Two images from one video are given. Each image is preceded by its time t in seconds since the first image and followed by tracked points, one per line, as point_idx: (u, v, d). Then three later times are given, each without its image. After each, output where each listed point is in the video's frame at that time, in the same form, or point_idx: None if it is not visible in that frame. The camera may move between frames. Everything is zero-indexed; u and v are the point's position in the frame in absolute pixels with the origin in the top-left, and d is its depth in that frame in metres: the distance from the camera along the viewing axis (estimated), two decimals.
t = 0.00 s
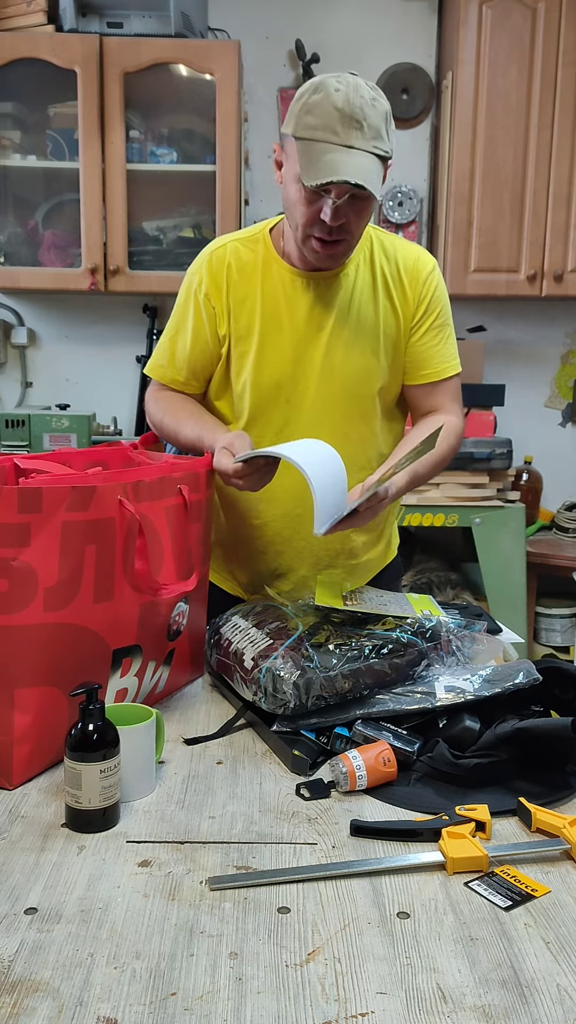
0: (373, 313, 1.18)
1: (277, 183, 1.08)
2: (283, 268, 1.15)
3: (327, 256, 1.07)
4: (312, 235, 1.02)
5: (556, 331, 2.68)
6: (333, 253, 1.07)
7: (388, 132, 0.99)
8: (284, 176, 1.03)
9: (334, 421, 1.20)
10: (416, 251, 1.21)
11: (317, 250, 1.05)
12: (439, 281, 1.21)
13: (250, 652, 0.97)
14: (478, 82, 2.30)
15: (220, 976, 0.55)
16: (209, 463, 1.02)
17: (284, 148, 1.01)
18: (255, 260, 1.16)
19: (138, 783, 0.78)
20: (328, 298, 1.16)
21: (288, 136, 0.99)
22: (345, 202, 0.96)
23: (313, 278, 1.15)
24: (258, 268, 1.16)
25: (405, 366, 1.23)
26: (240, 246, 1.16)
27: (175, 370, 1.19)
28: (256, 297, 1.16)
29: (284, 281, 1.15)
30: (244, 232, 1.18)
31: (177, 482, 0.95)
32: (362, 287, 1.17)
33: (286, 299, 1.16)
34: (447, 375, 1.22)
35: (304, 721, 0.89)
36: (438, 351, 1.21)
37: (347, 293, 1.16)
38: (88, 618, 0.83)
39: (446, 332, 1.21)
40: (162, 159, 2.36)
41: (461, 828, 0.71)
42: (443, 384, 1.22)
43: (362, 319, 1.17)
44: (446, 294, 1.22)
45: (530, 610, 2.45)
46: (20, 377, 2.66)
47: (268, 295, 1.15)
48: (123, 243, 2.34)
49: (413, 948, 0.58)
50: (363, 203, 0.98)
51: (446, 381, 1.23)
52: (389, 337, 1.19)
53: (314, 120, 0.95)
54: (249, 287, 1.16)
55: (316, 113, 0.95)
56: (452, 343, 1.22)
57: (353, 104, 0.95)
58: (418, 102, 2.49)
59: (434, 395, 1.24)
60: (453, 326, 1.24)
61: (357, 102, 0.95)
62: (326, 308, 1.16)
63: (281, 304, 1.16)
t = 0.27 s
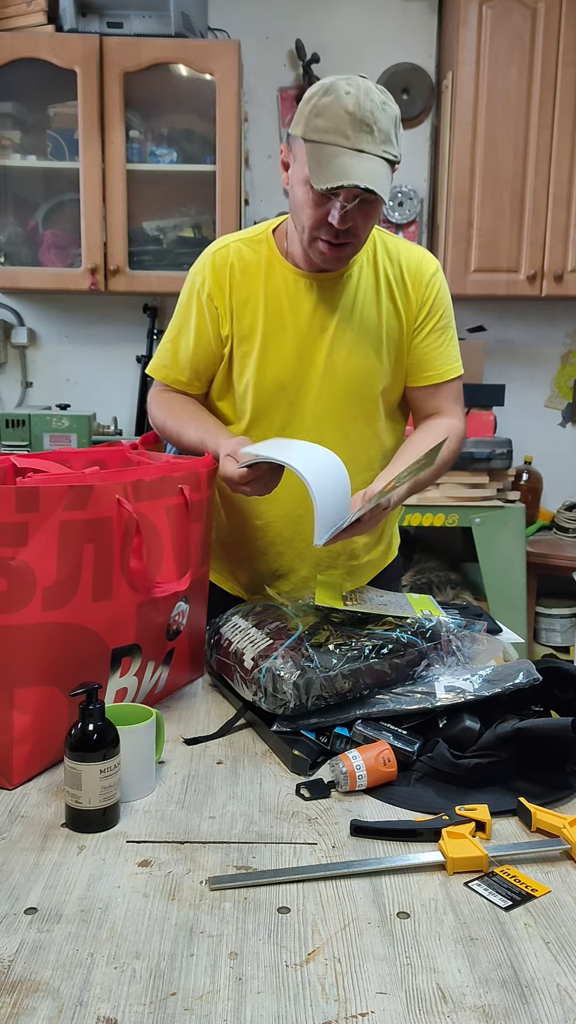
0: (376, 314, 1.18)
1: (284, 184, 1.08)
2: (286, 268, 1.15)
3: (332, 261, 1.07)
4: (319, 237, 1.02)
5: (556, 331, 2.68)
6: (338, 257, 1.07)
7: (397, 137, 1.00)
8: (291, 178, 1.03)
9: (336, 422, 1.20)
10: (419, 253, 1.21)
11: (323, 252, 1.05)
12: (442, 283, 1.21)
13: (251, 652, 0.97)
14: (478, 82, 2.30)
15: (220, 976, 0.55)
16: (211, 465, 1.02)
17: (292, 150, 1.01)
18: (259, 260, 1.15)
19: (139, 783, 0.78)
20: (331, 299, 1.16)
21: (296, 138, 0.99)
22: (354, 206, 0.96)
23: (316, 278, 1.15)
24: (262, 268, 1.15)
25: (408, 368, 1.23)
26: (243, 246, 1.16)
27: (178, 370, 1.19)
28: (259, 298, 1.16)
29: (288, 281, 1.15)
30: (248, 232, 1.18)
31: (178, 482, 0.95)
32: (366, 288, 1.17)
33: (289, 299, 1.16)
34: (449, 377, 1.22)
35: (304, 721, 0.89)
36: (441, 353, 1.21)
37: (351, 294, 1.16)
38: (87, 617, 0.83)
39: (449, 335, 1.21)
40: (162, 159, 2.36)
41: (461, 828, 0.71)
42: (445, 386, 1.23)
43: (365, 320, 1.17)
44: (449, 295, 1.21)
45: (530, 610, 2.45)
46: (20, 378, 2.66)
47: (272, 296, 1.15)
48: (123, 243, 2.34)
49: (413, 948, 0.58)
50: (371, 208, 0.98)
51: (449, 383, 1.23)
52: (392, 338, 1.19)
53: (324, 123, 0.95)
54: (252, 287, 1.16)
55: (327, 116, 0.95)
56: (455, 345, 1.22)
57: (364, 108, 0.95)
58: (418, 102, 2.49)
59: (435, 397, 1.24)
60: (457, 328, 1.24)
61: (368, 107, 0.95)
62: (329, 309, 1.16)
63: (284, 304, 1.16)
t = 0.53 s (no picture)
0: (378, 314, 1.18)
1: (285, 184, 1.08)
2: (288, 268, 1.15)
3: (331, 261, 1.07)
4: (319, 238, 1.02)
5: (556, 331, 2.68)
6: (339, 257, 1.07)
7: (399, 139, 1.00)
8: (293, 178, 1.03)
9: (338, 422, 1.20)
10: (420, 253, 1.21)
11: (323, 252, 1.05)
12: (444, 283, 1.20)
13: (251, 652, 0.97)
14: (478, 82, 2.30)
15: (220, 976, 0.55)
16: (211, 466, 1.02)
17: (294, 150, 1.01)
18: (261, 260, 1.15)
19: (139, 783, 0.78)
20: (333, 300, 1.16)
21: (298, 139, 0.99)
22: (354, 208, 0.96)
23: (318, 279, 1.14)
24: (264, 268, 1.15)
25: (409, 369, 1.23)
26: (245, 246, 1.16)
27: (179, 370, 1.19)
28: (261, 298, 1.16)
29: (290, 281, 1.15)
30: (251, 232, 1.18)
31: (180, 482, 0.95)
32: (367, 288, 1.17)
33: (290, 299, 1.15)
34: (450, 378, 1.22)
35: (304, 721, 0.89)
36: (442, 354, 1.21)
37: (352, 295, 1.16)
38: (88, 618, 0.83)
39: (450, 335, 1.21)
40: (162, 159, 2.36)
41: (461, 828, 0.71)
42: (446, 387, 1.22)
43: (366, 320, 1.17)
44: (450, 296, 1.21)
45: (530, 610, 2.44)
46: (20, 378, 2.66)
47: (273, 296, 1.15)
48: (123, 243, 2.34)
49: (414, 948, 0.58)
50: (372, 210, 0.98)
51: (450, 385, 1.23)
52: (393, 340, 1.19)
53: (326, 124, 0.95)
54: (254, 287, 1.16)
55: (328, 117, 0.95)
56: (457, 346, 1.22)
57: (365, 109, 0.95)
58: (418, 102, 2.49)
59: (436, 398, 1.24)
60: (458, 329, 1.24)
61: (369, 108, 0.95)
62: (331, 309, 1.16)
63: (286, 304, 1.16)
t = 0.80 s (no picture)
0: (378, 315, 1.18)
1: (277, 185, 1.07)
2: (289, 268, 1.15)
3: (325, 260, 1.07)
4: (308, 238, 1.02)
5: (556, 331, 2.68)
6: (332, 257, 1.07)
7: (382, 135, 0.99)
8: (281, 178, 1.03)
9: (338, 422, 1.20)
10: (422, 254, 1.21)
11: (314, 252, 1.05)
12: (445, 283, 1.20)
13: (250, 652, 0.97)
14: (478, 82, 2.30)
15: (220, 976, 0.55)
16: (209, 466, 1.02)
17: (280, 153, 1.01)
18: (262, 261, 1.15)
19: (138, 783, 0.78)
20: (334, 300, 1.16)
21: (282, 143, 1.00)
22: (337, 207, 0.96)
23: (318, 279, 1.14)
24: (265, 268, 1.15)
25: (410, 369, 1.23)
26: (246, 246, 1.16)
27: (181, 370, 1.18)
28: (261, 298, 1.16)
29: (291, 282, 1.15)
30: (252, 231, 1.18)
31: (180, 482, 0.95)
32: (367, 289, 1.17)
33: (291, 299, 1.16)
34: (451, 378, 1.22)
35: (304, 721, 0.89)
36: (442, 355, 1.20)
37: (353, 295, 1.16)
38: (88, 617, 0.83)
39: (451, 335, 1.21)
40: (162, 159, 2.36)
41: (461, 828, 0.71)
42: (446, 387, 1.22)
43: (366, 321, 1.17)
44: (451, 297, 1.21)
45: (530, 610, 2.44)
46: (20, 378, 2.66)
47: (274, 296, 1.16)
48: (123, 243, 2.34)
49: (414, 948, 0.58)
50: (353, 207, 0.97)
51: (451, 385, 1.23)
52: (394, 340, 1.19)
53: (303, 125, 0.96)
54: (255, 287, 1.16)
55: (305, 118, 0.96)
56: (458, 346, 1.22)
57: (342, 108, 0.95)
58: (418, 102, 2.49)
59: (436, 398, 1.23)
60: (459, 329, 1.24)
61: (346, 107, 0.95)
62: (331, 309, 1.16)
63: (286, 304, 1.16)
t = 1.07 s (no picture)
0: (377, 314, 1.18)
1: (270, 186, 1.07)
2: (287, 269, 1.15)
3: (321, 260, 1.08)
4: (303, 239, 1.03)
5: (556, 331, 2.68)
6: (327, 256, 1.07)
7: (374, 134, 0.98)
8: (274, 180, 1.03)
9: (337, 422, 1.20)
10: (420, 253, 1.21)
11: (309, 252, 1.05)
12: (443, 282, 1.20)
13: (250, 652, 0.97)
14: (478, 82, 2.30)
15: (220, 976, 0.55)
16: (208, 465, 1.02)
17: (272, 155, 1.01)
18: (259, 261, 1.15)
19: (139, 783, 0.78)
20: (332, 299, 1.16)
21: (273, 145, 1.00)
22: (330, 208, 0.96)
23: (316, 279, 1.14)
24: (263, 268, 1.16)
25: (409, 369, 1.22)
26: (245, 246, 1.16)
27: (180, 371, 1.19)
28: (260, 298, 1.16)
29: (288, 282, 1.15)
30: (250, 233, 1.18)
31: (180, 482, 0.95)
32: (366, 289, 1.17)
33: (289, 299, 1.16)
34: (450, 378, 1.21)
35: (304, 721, 0.89)
36: (442, 354, 1.20)
37: (351, 294, 1.16)
38: (88, 617, 0.83)
39: (451, 334, 1.20)
40: (162, 159, 2.36)
41: (461, 828, 0.71)
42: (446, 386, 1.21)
43: (365, 320, 1.17)
44: (450, 297, 1.21)
45: (530, 610, 2.45)
46: (20, 378, 2.66)
47: (272, 296, 1.16)
48: (123, 243, 2.34)
49: (413, 948, 0.58)
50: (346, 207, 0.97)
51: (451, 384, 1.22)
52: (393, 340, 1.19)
53: (294, 127, 0.96)
54: (253, 288, 1.16)
55: (296, 120, 0.96)
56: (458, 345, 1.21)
57: (332, 108, 0.95)
58: (418, 102, 2.49)
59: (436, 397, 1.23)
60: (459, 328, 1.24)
61: (335, 107, 0.94)
62: (329, 309, 1.16)
63: (284, 304, 1.16)
